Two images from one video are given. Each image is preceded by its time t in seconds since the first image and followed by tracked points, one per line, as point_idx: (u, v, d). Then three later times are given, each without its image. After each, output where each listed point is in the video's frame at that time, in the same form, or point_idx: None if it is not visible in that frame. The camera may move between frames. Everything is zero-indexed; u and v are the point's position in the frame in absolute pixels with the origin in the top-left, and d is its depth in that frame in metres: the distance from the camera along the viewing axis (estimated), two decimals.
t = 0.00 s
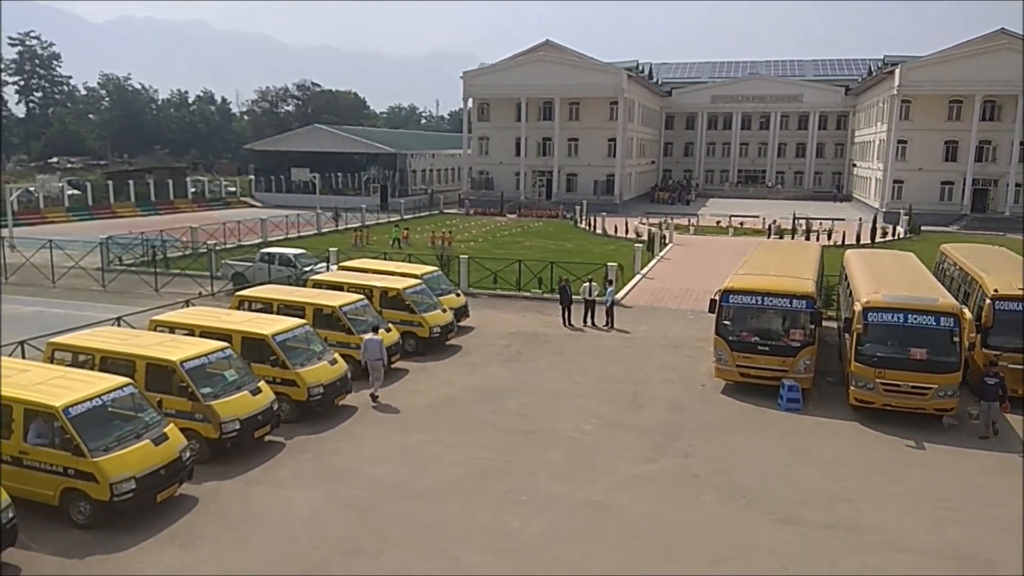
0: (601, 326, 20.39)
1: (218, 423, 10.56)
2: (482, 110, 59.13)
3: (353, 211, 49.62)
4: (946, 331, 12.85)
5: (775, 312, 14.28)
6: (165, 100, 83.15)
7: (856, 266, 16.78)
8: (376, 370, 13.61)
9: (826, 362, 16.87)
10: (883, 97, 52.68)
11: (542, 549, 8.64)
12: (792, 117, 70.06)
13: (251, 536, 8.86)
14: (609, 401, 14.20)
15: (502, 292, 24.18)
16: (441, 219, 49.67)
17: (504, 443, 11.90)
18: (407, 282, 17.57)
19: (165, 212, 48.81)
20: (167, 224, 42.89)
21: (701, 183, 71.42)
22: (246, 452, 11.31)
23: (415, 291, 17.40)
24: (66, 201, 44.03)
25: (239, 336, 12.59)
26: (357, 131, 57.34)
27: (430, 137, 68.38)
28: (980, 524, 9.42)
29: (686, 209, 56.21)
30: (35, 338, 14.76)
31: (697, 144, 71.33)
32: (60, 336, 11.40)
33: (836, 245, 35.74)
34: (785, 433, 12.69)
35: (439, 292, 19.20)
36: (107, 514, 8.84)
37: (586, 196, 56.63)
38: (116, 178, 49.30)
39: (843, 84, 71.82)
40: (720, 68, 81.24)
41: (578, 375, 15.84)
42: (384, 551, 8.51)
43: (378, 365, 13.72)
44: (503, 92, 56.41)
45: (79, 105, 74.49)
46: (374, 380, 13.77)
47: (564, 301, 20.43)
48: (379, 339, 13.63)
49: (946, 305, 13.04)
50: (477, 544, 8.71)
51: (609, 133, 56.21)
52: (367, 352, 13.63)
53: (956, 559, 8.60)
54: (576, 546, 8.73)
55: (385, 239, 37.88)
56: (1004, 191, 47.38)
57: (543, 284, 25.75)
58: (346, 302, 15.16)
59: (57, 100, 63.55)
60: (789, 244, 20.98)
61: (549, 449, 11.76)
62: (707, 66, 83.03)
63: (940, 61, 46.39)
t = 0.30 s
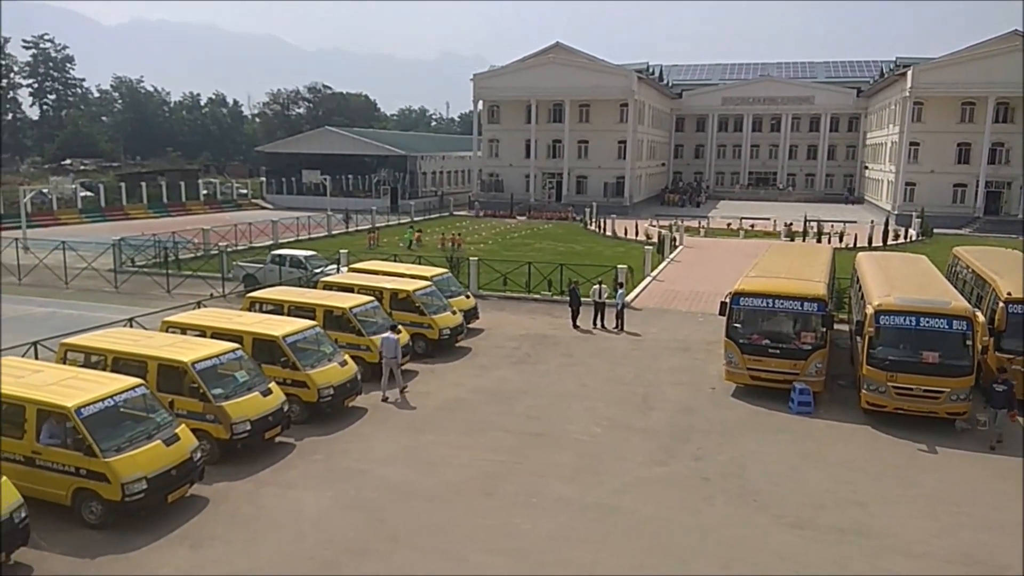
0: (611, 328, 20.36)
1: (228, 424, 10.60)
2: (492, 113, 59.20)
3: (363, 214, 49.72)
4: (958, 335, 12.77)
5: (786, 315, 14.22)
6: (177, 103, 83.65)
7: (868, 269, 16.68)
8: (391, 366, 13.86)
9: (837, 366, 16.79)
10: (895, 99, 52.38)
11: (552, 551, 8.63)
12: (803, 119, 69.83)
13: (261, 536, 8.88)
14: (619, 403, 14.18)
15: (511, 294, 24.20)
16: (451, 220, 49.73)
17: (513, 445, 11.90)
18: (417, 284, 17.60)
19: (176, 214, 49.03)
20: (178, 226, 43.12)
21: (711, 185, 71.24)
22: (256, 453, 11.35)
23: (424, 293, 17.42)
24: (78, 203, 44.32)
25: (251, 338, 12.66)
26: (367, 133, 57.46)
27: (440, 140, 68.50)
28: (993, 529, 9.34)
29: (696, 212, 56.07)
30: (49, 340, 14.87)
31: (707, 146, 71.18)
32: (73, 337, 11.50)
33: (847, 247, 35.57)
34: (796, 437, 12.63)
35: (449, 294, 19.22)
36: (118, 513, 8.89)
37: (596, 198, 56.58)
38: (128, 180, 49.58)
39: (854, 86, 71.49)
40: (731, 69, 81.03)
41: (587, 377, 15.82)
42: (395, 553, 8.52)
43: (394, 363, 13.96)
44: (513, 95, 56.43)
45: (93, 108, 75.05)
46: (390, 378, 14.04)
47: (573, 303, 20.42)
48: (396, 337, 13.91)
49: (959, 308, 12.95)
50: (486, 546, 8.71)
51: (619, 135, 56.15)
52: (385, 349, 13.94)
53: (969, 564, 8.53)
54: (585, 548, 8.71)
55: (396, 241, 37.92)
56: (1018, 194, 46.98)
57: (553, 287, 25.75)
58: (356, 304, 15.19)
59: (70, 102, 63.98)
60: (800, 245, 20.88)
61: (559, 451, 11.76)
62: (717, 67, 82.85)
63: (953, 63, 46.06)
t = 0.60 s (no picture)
0: (627, 334, 20.28)
1: (245, 427, 10.66)
2: (508, 118, 59.33)
3: (380, 219, 49.92)
4: (978, 342, 12.63)
5: (804, 321, 14.11)
6: (196, 108, 84.55)
7: (887, 275, 16.54)
8: (415, 366, 14.12)
9: (856, 373, 16.63)
10: (915, 104, 51.98)
11: (566, 557, 8.59)
12: (821, 124, 69.46)
13: (276, 539, 8.91)
14: (634, 409, 14.13)
15: (527, 299, 24.21)
16: (467, 225, 49.84)
17: (528, 451, 11.88)
18: (433, 289, 17.62)
19: (195, 219, 49.48)
20: (197, 231, 43.51)
21: (728, 190, 70.97)
22: (273, 457, 11.40)
23: (440, 298, 17.43)
24: (99, 207, 44.82)
25: (267, 342, 12.73)
26: (384, 139, 57.80)
27: (456, 145, 68.71)
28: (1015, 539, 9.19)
29: (713, 217, 55.87)
30: (69, 343, 15.03)
31: (724, 151, 70.94)
32: (93, 340, 11.62)
33: (866, 253, 35.29)
34: (814, 444, 12.53)
35: (464, 299, 19.23)
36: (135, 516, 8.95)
37: (612, 203, 56.48)
38: (148, 185, 50.12)
39: (873, 91, 71.00)
40: (748, 74, 80.75)
41: (603, 383, 15.78)
42: (409, 557, 8.53)
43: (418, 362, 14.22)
44: (529, 100, 56.50)
45: (114, 114, 76.01)
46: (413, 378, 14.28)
47: (588, 308, 20.38)
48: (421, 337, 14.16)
49: (980, 315, 12.80)
50: (500, 551, 8.69)
51: (635, 140, 56.07)
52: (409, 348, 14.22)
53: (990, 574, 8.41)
54: (600, 554, 8.68)
55: (412, 245, 38.08)
56: None
57: (568, 292, 25.75)
58: (372, 308, 15.24)
59: (92, 108, 64.80)
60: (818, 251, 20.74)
61: (574, 457, 11.72)
62: (734, 72, 82.59)
63: (974, 67, 45.60)
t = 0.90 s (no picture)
0: (649, 336, 20.19)
1: (270, 425, 10.76)
2: (532, 119, 59.38)
3: (403, 219, 50.15)
4: (1008, 347, 12.44)
5: (830, 324, 13.96)
6: (223, 110, 85.50)
7: (915, 278, 16.32)
8: (444, 362, 14.53)
9: (882, 377, 16.43)
10: (944, 105, 51.25)
11: (586, 559, 8.57)
12: (848, 125, 68.70)
13: (299, 538, 8.97)
14: (657, 412, 14.06)
15: (549, 301, 24.19)
16: (490, 226, 49.94)
17: (550, 453, 11.85)
18: (455, 289, 17.66)
19: (222, 219, 50.01)
20: (223, 231, 43.98)
21: (753, 192, 70.42)
22: (297, 455, 11.49)
23: (462, 299, 17.46)
24: (128, 207, 45.48)
25: (292, 341, 12.84)
26: (408, 140, 58.06)
27: (479, 146, 68.82)
28: None
29: (737, 218, 55.51)
30: (98, 341, 15.26)
31: (749, 152, 70.42)
32: (122, 338, 11.78)
33: (893, 256, 34.83)
34: (839, 449, 12.38)
35: (486, 300, 19.25)
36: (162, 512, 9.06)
37: (635, 205, 56.28)
38: (176, 186, 50.78)
39: (902, 91, 70.10)
40: (774, 75, 80.10)
41: (626, 385, 15.73)
42: (431, 557, 8.55)
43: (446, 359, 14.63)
44: (553, 101, 56.44)
45: (142, 115, 77.11)
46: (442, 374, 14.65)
47: (610, 310, 20.30)
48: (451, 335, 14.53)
49: (1010, 319, 12.61)
50: (522, 553, 8.69)
51: (659, 141, 55.83)
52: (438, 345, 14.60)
53: None
54: (621, 557, 8.65)
55: (436, 246, 38.21)
56: None
57: (591, 293, 25.69)
58: (395, 309, 15.30)
59: (122, 110, 65.78)
60: (845, 253, 20.54)
61: (596, 459, 11.68)
62: (760, 73, 81.99)
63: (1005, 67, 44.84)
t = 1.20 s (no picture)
0: (666, 336, 20.11)
1: (288, 422, 10.82)
2: (550, 119, 59.31)
3: (421, 219, 50.27)
4: None
5: (849, 326, 13.82)
6: (244, 109, 86.13)
7: (937, 279, 16.12)
8: (468, 357, 14.87)
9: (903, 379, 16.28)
10: (967, 104, 50.60)
11: (603, 560, 8.55)
12: (869, 125, 68.01)
13: (317, 535, 9.02)
14: (674, 413, 13.99)
15: (566, 300, 24.18)
16: (507, 226, 49.94)
17: (567, 453, 11.83)
18: (471, 289, 17.68)
19: (241, 218, 50.37)
20: (242, 230, 44.29)
21: (772, 192, 69.90)
22: (315, 453, 11.55)
23: (478, 298, 17.48)
24: (149, 206, 45.91)
25: (310, 339, 12.93)
26: (426, 139, 58.16)
27: (497, 146, 68.82)
28: None
29: (756, 219, 55.16)
30: (119, 339, 15.41)
31: (768, 152, 69.93)
32: (142, 335, 11.89)
33: (915, 257, 34.42)
34: (859, 451, 12.27)
35: (503, 299, 19.24)
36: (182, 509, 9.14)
37: (653, 204, 56.03)
38: (197, 184, 51.22)
39: (925, 91, 69.29)
40: (794, 74, 79.47)
41: (642, 385, 15.68)
42: (447, 556, 8.57)
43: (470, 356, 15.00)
44: (571, 100, 56.28)
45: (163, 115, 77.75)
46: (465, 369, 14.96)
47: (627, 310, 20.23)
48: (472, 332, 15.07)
49: None
50: (538, 552, 8.68)
51: (677, 141, 55.54)
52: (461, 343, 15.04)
53: None
54: (639, 558, 8.62)
55: (453, 246, 38.28)
56: None
57: (608, 293, 25.65)
58: (412, 308, 15.36)
59: (143, 109, 66.44)
60: (865, 253, 20.38)
61: (612, 459, 11.65)
62: (779, 72, 81.41)
63: None
